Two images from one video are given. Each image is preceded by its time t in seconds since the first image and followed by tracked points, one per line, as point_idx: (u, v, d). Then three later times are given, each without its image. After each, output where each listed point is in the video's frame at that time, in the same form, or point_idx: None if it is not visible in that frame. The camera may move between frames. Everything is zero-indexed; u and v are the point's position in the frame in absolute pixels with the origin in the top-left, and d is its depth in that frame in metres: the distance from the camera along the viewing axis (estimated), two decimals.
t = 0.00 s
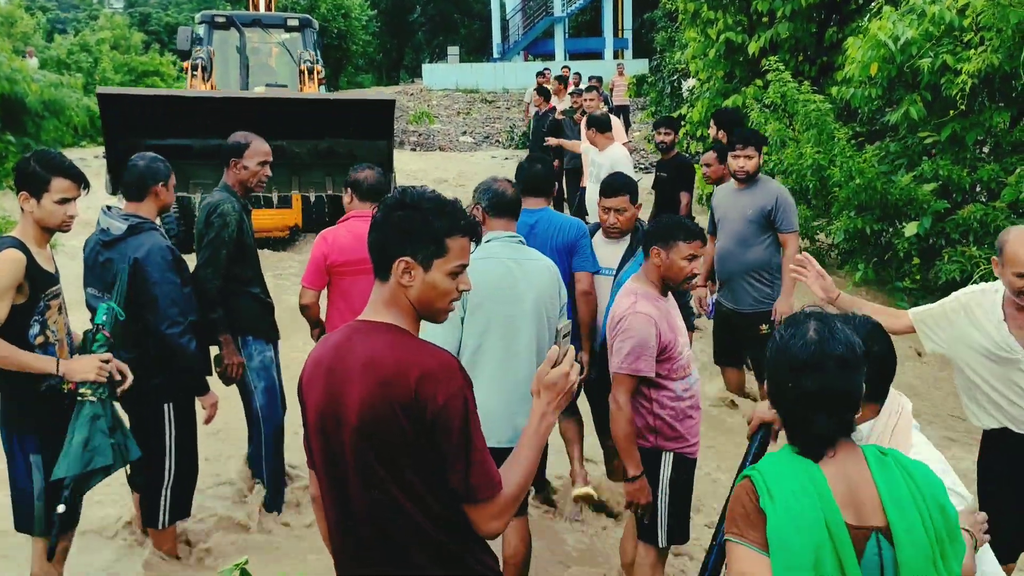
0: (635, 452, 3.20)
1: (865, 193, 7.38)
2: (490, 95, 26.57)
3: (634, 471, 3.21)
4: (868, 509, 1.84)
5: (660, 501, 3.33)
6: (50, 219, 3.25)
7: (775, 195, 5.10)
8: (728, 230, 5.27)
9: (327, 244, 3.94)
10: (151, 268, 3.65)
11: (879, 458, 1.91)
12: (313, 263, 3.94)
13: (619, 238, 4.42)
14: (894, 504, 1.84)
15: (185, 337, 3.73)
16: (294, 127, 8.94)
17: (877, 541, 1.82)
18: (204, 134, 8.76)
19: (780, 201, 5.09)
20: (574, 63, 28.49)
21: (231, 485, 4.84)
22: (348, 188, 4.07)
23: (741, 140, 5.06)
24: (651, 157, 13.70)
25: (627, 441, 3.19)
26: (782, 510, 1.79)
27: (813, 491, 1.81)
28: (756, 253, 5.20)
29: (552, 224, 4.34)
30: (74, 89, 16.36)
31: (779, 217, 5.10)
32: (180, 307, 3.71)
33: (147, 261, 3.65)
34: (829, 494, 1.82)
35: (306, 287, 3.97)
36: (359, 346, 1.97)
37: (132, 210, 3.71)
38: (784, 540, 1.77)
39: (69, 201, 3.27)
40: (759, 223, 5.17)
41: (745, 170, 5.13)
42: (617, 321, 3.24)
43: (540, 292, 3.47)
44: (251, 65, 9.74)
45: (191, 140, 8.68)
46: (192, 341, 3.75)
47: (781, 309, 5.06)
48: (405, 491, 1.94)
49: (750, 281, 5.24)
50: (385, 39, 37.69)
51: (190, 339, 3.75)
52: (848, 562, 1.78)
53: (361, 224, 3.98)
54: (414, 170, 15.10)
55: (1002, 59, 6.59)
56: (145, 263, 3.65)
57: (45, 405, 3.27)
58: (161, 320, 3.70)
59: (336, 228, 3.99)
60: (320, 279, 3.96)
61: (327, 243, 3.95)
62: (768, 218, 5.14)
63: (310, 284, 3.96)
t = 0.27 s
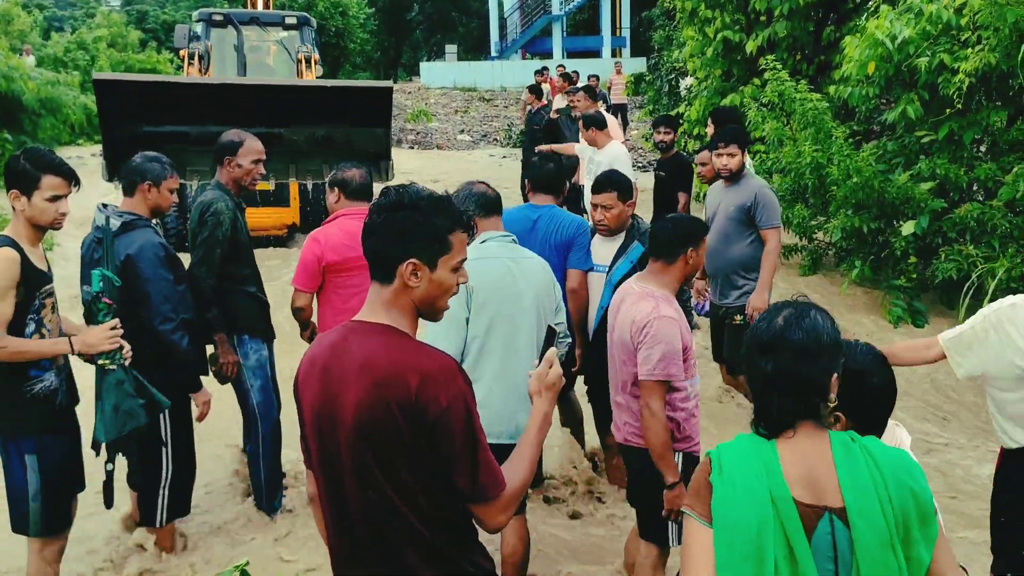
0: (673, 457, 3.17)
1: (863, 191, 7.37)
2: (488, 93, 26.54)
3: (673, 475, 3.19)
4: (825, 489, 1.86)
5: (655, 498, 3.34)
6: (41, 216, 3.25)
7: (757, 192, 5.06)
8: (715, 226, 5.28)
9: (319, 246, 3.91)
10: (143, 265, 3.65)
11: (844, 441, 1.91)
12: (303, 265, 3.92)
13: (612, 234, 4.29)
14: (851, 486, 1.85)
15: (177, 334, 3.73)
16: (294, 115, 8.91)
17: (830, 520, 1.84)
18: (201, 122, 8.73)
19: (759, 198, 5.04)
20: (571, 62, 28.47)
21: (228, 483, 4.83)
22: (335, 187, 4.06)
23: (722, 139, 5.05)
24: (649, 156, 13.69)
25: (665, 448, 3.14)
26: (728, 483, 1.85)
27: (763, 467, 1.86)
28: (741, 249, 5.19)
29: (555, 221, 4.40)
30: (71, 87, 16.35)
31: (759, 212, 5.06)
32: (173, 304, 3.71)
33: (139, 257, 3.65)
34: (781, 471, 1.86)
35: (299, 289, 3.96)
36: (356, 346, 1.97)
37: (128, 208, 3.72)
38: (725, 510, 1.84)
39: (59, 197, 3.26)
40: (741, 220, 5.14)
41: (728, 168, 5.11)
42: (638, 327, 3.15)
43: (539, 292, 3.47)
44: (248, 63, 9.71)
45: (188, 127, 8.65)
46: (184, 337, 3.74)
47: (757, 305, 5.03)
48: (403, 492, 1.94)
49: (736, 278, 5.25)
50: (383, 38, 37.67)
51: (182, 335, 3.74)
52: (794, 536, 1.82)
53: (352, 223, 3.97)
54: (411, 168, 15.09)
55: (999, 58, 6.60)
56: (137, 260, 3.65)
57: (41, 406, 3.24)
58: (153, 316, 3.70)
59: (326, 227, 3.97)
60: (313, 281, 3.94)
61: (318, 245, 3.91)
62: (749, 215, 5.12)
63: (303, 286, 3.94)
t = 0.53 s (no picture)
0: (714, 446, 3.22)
1: (860, 190, 7.37)
2: (485, 92, 26.54)
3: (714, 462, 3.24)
4: (809, 487, 1.86)
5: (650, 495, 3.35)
6: (33, 212, 3.23)
7: (753, 194, 5.06)
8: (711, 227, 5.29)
9: (323, 242, 3.91)
10: (130, 259, 3.64)
11: (835, 439, 1.90)
12: (305, 261, 3.91)
13: (616, 231, 4.23)
14: (836, 484, 1.85)
15: (163, 328, 3.73)
16: (292, 108, 9.04)
17: (811, 518, 1.85)
18: (199, 116, 8.78)
19: (754, 200, 5.04)
20: (569, 60, 28.46)
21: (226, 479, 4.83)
22: (338, 185, 4.06)
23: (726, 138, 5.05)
24: (647, 154, 13.69)
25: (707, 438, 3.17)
26: (710, 475, 1.87)
27: (747, 461, 1.88)
28: (733, 251, 5.20)
29: (558, 218, 4.39)
30: (68, 85, 16.33)
31: (752, 213, 5.06)
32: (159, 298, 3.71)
33: (126, 250, 3.63)
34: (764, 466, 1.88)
35: (301, 285, 3.94)
36: (356, 344, 1.97)
37: (121, 204, 3.73)
38: (706, 499, 1.87)
39: (50, 194, 3.25)
40: (736, 221, 5.15)
41: (731, 167, 5.11)
42: (668, 322, 3.16)
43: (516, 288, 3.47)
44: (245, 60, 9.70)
45: (185, 118, 8.74)
46: (169, 332, 3.75)
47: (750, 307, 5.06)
48: (403, 492, 1.94)
49: (727, 279, 5.27)
50: (380, 36, 37.66)
51: (167, 330, 3.75)
52: (768, 529, 1.85)
53: (353, 220, 3.98)
54: (409, 166, 15.08)
55: (995, 56, 6.61)
56: (124, 254, 3.63)
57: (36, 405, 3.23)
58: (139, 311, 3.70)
59: (330, 224, 3.96)
60: (316, 278, 3.93)
61: (322, 241, 3.92)
62: (743, 217, 5.11)
63: (305, 282, 3.93)
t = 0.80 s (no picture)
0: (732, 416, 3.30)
1: (856, 187, 7.38)
2: (482, 89, 26.52)
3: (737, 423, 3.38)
4: (808, 482, 1.87)
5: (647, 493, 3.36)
6: (22, 208, 3.22)
7: (758, 195, 5.06)
8: (714, 226, 5.29)
9: (320, 241, 3.92)
10: (110, 251, 3.60)
11: (829, 433, 1.92)
12: (303, 260, 3.91)
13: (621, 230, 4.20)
14: (835, 478, 1.87)
15: (139, 323, 3.65)
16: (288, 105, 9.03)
17: (808, 513, 1.86)
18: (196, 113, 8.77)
19: (760, 200, 5.04)
20: (565, 58, 28.46)
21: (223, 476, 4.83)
22: (330, 183, 4.06)
23: (735, 137, 5.03)
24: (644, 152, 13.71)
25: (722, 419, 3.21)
26: (713, 474, 1.86)
27: (747, 460, 1.86)
28: (735, 251, 5.20)
29: (564, 215, 4.40)
30: (63, 82, 16.29)
31: (757, 215, 5.06)
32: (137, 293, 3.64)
33: (108, 242, 3.60)
34: (765, 464, 1.86)
35: (298, 284, 3.92)
36: (358, 342, 1.97)
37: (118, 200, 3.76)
38: (710, 498, 1.85)
39: (39, 188, 3.23)
40: (740, 221, 5.15)
41: (739, 167, 5.10)
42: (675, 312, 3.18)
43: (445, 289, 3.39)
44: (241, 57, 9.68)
45: (183, 106, 8.59)
46: (146, 328, 3.66)
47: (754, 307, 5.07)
48: (404, 490, 1.95)
49: (728, 278, 5.27)
50: (376, 34, 37.63)
51: (144, 326, 3.66)
52: (770, 528, 1.83)
53: (351, 218, 3.97)
54: (406, 164, 15.08)
55: (991, 54, 6.62)
56: (105, 245, 3.60)
57: (30, 401, 3.22)
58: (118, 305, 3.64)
59: (326, 223, 3.96)
60: (314, 277, 3.92)
61: (320, 240, 3.92)
62: (748, 217, 5.11)
63: (303, 282, 3.91)
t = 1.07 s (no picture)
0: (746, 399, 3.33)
1: (851, 185, 7.38)
2: (478, 87, 26.51)
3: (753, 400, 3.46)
4: (810, 487, 1.86)
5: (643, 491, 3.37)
6: (11, 204, 3.18)
7: (762, 194, 5.07)
8: (715, 225, 5.28)
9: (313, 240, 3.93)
10: (89, 246, 3.56)
11: (824, 436, 1.91)
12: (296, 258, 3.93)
13: (619, 228, 4.23)
14: (833, 479, 1.86)
15: (116, 320, 3.60)
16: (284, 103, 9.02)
17: (815, 520, 1.85)
18: (191, 111, 8.76)
19: (765, 199, 5.04)
20: (562, 55, 28.45)
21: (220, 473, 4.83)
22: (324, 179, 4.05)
23: (744, 136, 5.00)
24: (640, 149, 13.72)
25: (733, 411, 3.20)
26: (720, 488, 1.81)
27: (748, 467, 1.83)
28: (737, 250, 5.21)
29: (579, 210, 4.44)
30: (59, 80, 16.25)
31: (760, 214, 5.07)
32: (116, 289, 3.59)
33: (89, 236, 3.57)
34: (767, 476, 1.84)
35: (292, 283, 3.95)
36: (357, 339, 1.97)
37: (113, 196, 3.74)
38: (715, 514, 1.80)
39: (28, 185, 3.20)
40: (743, 220, 5.15)
41: (747, 165, 5.07)
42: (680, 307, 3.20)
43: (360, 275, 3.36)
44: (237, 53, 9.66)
45: (179, 89, 8.57)
46: (121, 324, 3.60)
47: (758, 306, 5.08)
48: (406, 487, 1.95)
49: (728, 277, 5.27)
50: (373, 31, 37.57)
51: (120, 322, 3.61)
52: (777, 536, 1.81)
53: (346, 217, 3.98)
54: (403, 161, 15.07)
55: (986, 52, 6.62)
56: (86, 239, 3.57)
57: (24, 399, 3.20)
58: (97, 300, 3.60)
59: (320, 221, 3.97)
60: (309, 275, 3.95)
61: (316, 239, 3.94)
62: (752, 216, 5.11)
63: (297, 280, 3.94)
